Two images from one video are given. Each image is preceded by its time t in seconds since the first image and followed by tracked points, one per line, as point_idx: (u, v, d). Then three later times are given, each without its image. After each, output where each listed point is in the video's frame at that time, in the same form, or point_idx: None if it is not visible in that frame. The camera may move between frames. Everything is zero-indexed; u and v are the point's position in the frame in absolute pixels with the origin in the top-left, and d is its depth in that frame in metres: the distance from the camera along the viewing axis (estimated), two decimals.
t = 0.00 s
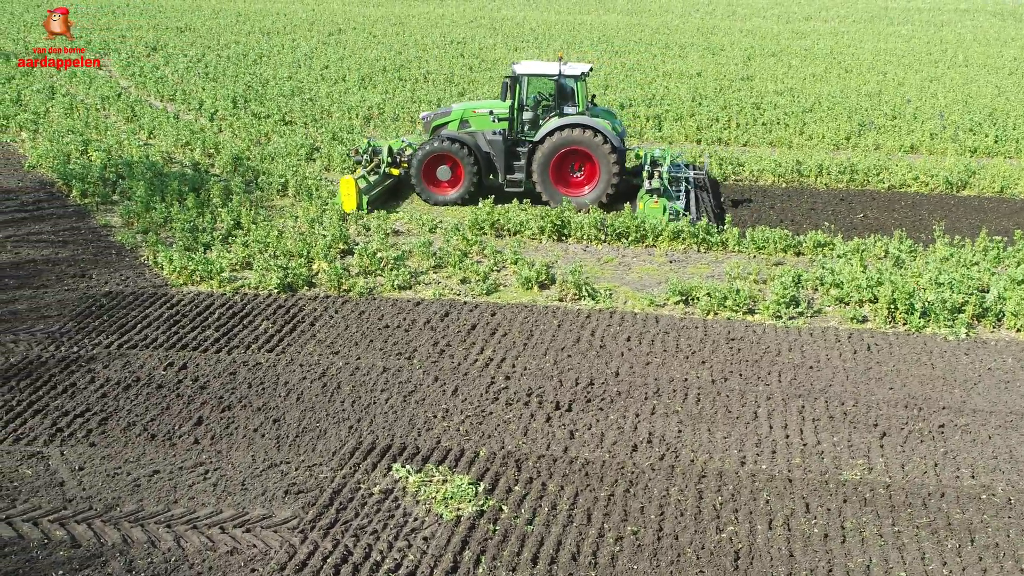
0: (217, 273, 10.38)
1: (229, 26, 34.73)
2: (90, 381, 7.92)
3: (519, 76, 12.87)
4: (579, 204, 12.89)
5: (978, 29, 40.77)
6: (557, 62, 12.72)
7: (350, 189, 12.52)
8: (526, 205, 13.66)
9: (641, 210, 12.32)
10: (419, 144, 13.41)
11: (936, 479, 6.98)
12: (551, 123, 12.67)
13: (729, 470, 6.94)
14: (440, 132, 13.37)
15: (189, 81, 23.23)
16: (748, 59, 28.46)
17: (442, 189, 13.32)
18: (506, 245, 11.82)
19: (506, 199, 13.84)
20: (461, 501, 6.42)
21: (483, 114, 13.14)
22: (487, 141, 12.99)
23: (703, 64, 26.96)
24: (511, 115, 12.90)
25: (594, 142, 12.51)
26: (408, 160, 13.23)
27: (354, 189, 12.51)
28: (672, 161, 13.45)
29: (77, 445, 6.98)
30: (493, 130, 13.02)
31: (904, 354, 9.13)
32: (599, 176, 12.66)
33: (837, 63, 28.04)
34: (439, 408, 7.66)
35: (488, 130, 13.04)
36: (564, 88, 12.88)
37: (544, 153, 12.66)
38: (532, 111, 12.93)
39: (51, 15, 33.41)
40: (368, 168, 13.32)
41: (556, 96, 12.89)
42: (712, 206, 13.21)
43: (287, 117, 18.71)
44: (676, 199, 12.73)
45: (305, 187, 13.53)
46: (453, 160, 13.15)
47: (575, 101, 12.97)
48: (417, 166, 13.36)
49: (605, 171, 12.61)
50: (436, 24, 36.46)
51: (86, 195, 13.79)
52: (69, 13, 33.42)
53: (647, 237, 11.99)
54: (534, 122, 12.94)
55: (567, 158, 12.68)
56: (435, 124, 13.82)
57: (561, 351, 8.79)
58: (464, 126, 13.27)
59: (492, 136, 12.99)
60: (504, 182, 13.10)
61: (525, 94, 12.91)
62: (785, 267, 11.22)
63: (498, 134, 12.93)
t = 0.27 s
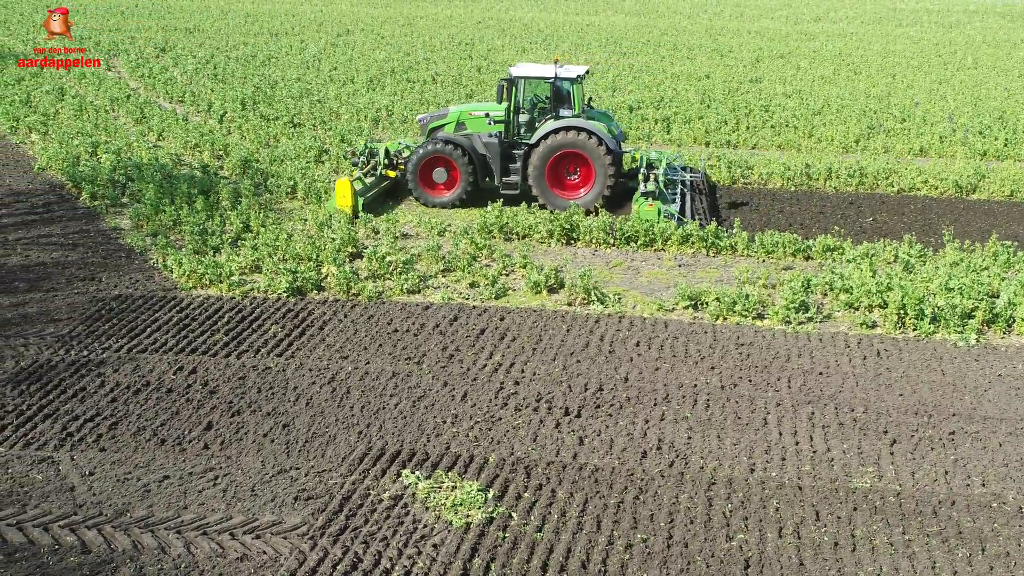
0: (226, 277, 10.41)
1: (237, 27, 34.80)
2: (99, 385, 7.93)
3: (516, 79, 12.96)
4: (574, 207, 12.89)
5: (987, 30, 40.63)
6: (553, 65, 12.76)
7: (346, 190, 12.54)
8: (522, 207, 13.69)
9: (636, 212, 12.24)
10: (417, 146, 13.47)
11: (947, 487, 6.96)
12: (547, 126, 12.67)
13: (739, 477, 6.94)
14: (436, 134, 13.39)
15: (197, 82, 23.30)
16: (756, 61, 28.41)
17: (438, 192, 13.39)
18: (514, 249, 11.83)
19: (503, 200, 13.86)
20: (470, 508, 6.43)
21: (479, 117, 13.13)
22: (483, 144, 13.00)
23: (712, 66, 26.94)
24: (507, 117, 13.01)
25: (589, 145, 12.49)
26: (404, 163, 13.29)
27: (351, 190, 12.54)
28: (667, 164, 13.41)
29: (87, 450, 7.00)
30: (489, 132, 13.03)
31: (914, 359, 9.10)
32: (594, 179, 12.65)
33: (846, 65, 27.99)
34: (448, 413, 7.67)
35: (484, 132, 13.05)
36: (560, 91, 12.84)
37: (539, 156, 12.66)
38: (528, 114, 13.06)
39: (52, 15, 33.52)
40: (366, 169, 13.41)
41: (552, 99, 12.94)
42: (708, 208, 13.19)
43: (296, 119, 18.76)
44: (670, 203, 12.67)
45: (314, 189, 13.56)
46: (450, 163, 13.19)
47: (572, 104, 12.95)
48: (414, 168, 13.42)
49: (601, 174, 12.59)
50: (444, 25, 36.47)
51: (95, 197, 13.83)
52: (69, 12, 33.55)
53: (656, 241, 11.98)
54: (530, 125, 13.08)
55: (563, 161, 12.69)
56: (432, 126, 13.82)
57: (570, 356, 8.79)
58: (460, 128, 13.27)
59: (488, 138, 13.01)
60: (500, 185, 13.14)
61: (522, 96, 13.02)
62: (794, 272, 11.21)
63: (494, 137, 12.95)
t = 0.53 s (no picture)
0: (234, 281, 10.43)
1: (245, 29, 34.88)
2: (108, 391, 7.96)
3: (510, 83, 12.93)
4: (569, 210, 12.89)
5: (996, 32, 40.51)
6: (548, 69, 12.74)
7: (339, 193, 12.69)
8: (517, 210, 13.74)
9: (629, 216, 12.36)
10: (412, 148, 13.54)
11: (955, 496, 6.95)
12: (541, 130, 12.68)
13: (746, 485, 6.93)
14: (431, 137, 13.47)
15: (205, 84, 23.37)
16: (763, 63, 28.38)
17: (433, 195, 13.43)
18: (522, 254, 11.84)
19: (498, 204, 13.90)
20: (477, 516, 6.44)
21: (474, 120, 13.18)
22: (478, 147, 13.06)
23: (719, 68, 26.90)
24: (502, 121, 13.01)
25: (583, 148, 12.50)
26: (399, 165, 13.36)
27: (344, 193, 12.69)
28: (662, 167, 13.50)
29: (95, 456, 7.03)
30: (483, 135, 13.10)
31: (922, 366, 9.09)
32: (589, 182, 12.66)
33: (854, 67, 27.94)
34: (455, 420, 7.68)
35: (479, 135, 13.11)
36: (555, 94, 12.83)
37: (534, 160, 12.68)
38: (523, 117, 13.03)
39: (52, 15, 33.78)
40: (360, 172, 13.54)
41: (546, 103, 12.89)
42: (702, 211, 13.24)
43: (304, 122, 18.80)
44: (663, 207, 12.76)
45: (321, 193, 13.60)
46: (444, 166, 13.25)
47: (566, 107, 12.92)
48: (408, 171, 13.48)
49: (595, 177, 12.60)
50: (451, 26, 36.51)
51: (104, 200, 13.88)
52: (68, 12, 33.72)
53: (663, 246, 11.99)
54: (524, 128, 13.04)
55: (557, 165, 12.69)
56: (427, 129, 13.90)
57: (578, 362, 8.79)
58: (455, 131, 13.37)
59: (482, 141, 13.07)
60: (494, 187, 13.19)
61: (516, 100, 12.99)
62: (801, 277, 11.20)
63: (488, 140, 13.02)
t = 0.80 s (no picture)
0: (241, 285, 10.47)
1: (252, 30, 34.97)
2: (116, 396, 8.01)
3: (505, 86, 12.97)
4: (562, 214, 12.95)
5: (1004, 34, 40.40)
6: (542, 73, 12.74)
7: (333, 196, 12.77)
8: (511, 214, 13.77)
9: (622, 219, 12.50)
10: (407, 152, 13.55)
11: (961, 504, 6.95)
12: (535, 134, 12.74)
13: (752, 493, 6.95)
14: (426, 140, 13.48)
15: (212, 86, 23.45)
16: (771, 65, 28.36)
17: (426, 198, 13.47)
18: (529, 258, 11.87)
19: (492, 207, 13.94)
20: (484, 523, 6.46)
21: (469, 123, 13.19)
22: (472, 150, 13.12)
23: (726, 70, 26.90)
24: (496, 124, 13.05)
25: (577, 152, 12.58)
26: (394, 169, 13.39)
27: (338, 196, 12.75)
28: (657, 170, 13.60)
29: (104, 462, 7.07)
30: (477, 139, 13.13)
31: (928, 373, 9.08)
32: (582, 186, 12.74)
33: (861, 70, 27.91)
34: (462, 426, 7.71)
35: (473, 139, 13.14)
36: (549, 98, 12.89)
37: (528, 164, 12.74)
38: (517, 121, 13.08)
39: (52, 15, 34.00)
40: (355, 175, 13.61)
41: (541, 106, 12.95)
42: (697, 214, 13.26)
43: (311, 124, 18.85)
44: (657, 209, 12.86)
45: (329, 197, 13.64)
46: (439, 169, 13.28)
47: (560, 111, 13.00)
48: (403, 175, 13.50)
49: (589, 181, 12.69)
50: (458, 28, 36.55)
51: (112, 203, 13.93)
52: (69, 13, 33.92)
53: (669, 251, 12.00)
54: (518, 131, 13.09)
55: (551, 168, 12.76)
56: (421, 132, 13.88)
57: (584, 368, 8.81)
58: (450, 135, 13.35)
59: (477, 145, 13.12)
60: (488, 191, 13.23)
61: (510, 104, 13.04)
62: (808, 282, 11.21)
63: (483, 144, 13.06)
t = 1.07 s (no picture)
0: (246, 289, 10.53)
1: (258, 31, 35.07)
2: (122, 400, 8.07)
3: (497, 89, 13.02)
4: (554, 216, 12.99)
5: (1012, 35, 40.28)
6: (534, 75, 12.82)
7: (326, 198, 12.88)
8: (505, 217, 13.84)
9: (612, 222, 12.53)
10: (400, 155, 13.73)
11: (961, 511, 6.97)
12: (527, 136, 12.80)
13: (752, 499, 6.97)
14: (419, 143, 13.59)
15: (218, 88, 23.54)
16: (776, 67, 28.35)
17: (419, 201, 13.57)
18: (533, 262, 11.91)
19: (485, 210, 14.03)
20: (485, 528, 6.50)
21: (461, 126, 13.32)
22: (464, 153, 13.23)
23: (731, 73, 26.89)
24: (488, 127, 13.08)
25: (568, 155, 12.62)
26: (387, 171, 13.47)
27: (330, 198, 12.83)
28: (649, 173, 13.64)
29: (109, 466, 7.13)
30: (469, 142, 13.25)
31: (930, 379, 9.10)
32: (574, 189, 12.77)
33: (867, 72, 27.88)
34: (464, 431, 7.75)
35: (465, 141, 13.26)
36: (540, 101, 13.04)
37: (519, 166, 12.79)
38: (509, 123, 13.11)
39: (52, 15, 34.24)
40: (349, 177, 13.74)
41: (532, 109, 13.06)
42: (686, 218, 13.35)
43: (317, 126, 18.92)
44: (647, 213, 12.92)
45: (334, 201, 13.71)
46: (431, 172, 13.38)
47: (552, 114, 13.14)
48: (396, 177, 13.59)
49: (580, 184, 12.71)
50: (464, 29, 36.60)
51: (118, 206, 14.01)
52: (68, 14, 34.11)
53: (673, 255, 12.03)
54: (511, 135, 13.12)
55: (543, 171, 12.81)
56: (415, 135, 14.04)
57: (587, 373, 8.85)
58: (442, 138, 13.48)
59: (469, 148, 13.24)
60: (481, 194, 13.30)
61: (503, 107, 13.09)
62: (812, 287, 11.23)
63: (475, 146, 13.18)
